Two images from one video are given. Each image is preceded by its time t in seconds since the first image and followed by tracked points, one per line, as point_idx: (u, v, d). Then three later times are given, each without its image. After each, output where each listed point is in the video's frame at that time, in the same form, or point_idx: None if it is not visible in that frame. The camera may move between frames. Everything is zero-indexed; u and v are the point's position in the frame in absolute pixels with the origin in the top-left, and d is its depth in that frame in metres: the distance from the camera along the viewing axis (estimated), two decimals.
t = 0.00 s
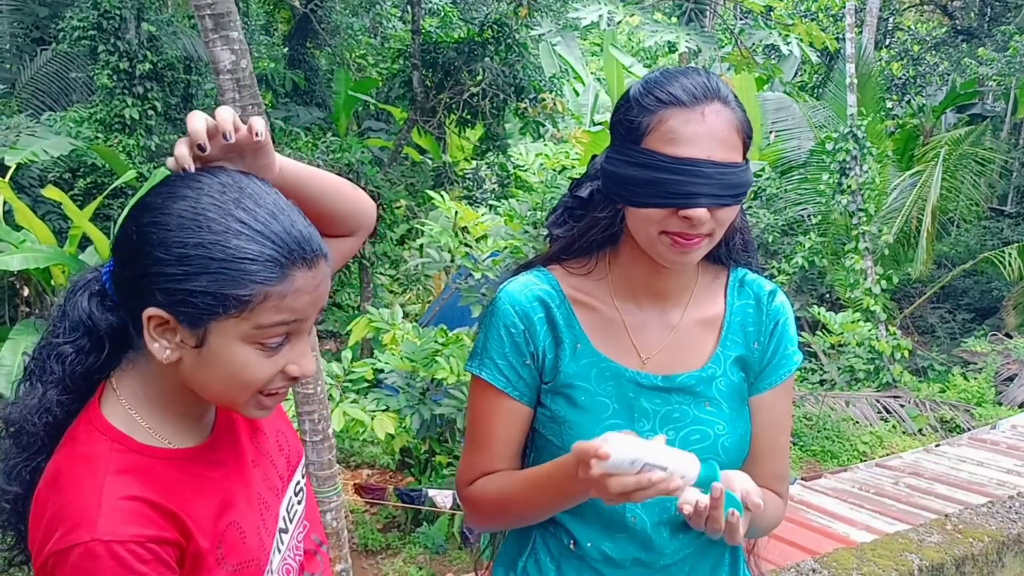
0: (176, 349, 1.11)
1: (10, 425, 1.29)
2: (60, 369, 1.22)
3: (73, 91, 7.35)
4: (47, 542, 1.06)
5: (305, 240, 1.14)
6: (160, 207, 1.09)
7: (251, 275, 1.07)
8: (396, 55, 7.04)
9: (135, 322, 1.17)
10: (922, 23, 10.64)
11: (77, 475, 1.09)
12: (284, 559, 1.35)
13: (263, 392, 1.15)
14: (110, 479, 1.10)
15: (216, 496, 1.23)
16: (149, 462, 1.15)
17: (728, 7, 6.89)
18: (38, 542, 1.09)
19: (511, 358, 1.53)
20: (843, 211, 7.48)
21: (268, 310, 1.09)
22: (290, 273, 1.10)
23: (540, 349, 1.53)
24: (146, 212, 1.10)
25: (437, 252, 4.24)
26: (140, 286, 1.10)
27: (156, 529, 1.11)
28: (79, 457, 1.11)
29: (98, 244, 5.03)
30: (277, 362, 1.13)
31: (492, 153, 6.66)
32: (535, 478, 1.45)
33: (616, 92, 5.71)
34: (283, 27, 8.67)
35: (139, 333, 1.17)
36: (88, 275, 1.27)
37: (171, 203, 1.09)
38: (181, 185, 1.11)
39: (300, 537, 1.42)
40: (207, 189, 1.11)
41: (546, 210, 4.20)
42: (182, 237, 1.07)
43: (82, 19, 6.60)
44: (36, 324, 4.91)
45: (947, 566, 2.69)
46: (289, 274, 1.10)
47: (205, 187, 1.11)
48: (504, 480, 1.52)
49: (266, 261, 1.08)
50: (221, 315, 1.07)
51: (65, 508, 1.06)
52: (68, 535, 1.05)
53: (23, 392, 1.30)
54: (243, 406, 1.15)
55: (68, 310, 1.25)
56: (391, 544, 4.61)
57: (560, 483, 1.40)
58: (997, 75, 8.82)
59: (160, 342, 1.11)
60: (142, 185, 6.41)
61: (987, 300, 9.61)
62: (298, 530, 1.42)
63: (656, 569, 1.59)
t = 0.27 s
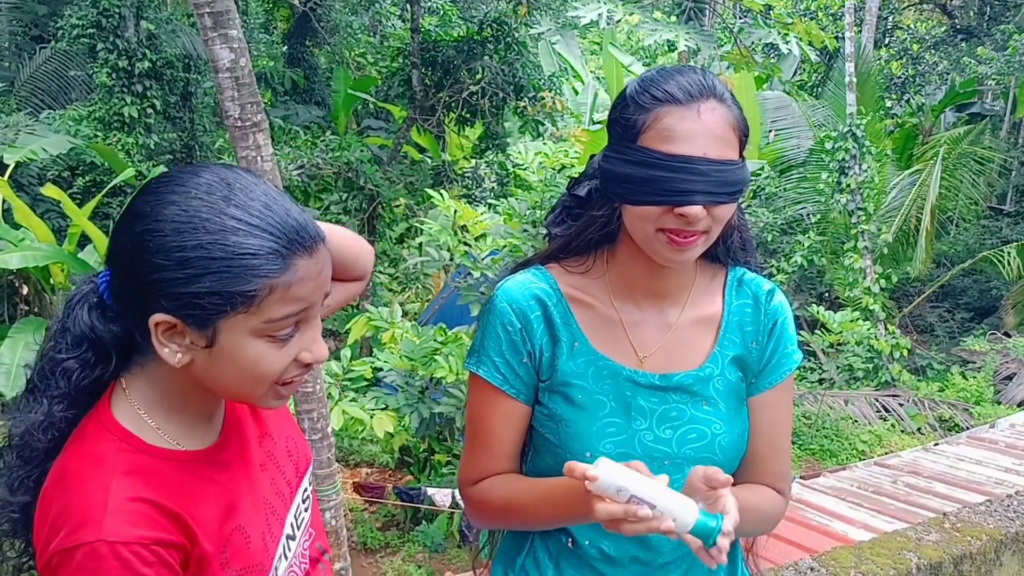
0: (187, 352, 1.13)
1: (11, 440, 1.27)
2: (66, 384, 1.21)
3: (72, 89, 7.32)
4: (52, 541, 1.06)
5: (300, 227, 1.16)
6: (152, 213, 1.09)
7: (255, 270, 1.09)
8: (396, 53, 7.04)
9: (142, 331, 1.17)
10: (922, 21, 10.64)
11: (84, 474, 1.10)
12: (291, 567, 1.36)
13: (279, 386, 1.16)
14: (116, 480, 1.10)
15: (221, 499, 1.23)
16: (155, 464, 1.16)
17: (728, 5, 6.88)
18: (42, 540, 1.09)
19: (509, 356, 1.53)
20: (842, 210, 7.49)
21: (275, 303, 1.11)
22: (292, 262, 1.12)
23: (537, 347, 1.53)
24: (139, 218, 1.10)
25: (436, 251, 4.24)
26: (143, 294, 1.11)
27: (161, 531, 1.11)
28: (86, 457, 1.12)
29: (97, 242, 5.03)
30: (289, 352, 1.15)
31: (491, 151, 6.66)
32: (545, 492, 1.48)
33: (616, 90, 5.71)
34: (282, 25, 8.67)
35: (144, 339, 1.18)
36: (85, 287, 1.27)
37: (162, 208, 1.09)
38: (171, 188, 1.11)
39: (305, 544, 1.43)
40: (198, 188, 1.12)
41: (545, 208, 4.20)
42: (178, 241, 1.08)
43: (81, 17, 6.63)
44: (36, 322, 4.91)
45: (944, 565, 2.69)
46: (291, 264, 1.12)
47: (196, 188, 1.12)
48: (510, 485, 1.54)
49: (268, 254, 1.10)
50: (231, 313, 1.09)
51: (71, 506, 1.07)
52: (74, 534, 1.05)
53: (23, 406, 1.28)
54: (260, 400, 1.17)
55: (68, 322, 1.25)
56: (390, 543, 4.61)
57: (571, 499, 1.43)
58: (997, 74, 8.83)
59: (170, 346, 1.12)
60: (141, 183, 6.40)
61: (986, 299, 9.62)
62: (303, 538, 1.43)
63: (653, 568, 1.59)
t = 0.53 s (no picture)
0: (210, 335, 1.16)
1: (19, 451, 1.25)
2: (83, 388, 1.21)
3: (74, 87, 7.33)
4: (68, 529, 1.08)
5: (308, 201, 1.22)
6: (164, 201, 1.12)
7: (273, 241, 1.14)
8: (396, 51, 7.04)
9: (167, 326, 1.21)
10: (923, 18, 10.62)
11: (101, 463, 1.12)
12: (297, 570, 1.36)
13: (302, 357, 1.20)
14: (134, 468, 1.12)
15: (237, 491, 1.25)
16: (171, 456, 1.17)
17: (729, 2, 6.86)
18: (57, 528, 1.10)
19: (510, 351, 1.53)
20: (844, 207, 7.50)
21: (297, 275, 1.16)
22: (306, 231, 1.17)
23: (538, 342, 1.53)
24: (150, 208, 1.13)
25: (437, 249, 4.24)
26: (163, 283, 1.14)
27: (177, 520, 1.13)
28: (104, 447, 1.14)
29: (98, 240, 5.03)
30: (310, 323, 1.19)
31: (492, 149, 6.67)
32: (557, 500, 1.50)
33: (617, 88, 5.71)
34: (283, 23, 8.67)
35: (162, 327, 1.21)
36: (83, 292, 1.27)
37: (174, 194, 1.13)
38: (179, 176, 1.14)
39: (313, 550, 1.43)
40: (207, 174, 1.15)
41: (545, 206, 4.19)
42: (195, 224, 1.11)
43: (81, 15, 6.65)
44: (38, 321, 4.91)
45: (946, 562, 2.69)
46: (306, 234, 1.17)
47: (204, 174, 1.15)
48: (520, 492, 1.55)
49: (285, 226, 1.15)
50: (254, 288, 1.13)
51: (87, 494, 1.08)
52: (89, 522, 1.07)
53: (28, 418, 1.26)
54: (285, 376, 1.20)
55: (73, 327, 1.25)
56: (391, 540, 4.60)
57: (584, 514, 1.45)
58: (998, 71, 8.83)
59: (193, 331, 1.15)
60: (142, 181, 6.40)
61: (988, 296, 9.60)
62: (311, 542, 1.42)
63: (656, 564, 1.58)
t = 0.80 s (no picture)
0: (218, 318, 1.17)
1: (28, 435, 1.25)
2: (93, 371, 1.20)
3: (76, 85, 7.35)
4: (81, 508, 1.07)
5: (312, 187, 1.23)
6: (173, 186, 1.14)
7: (280, 226, 1.15)
8: (399, 49, 7.04)
9: (179, 309, 1.21)
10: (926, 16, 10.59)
11: (115, 443, 1.11)
12: (297, 565, 1.34)
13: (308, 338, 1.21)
14: (149, 449, 1.12)
15: (246, 478, 1.25)
16: (184, 439, 1.18)
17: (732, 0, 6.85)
18: (68, 509, 1.09)
19: (510, 349, 1.52)
20: (847, 206, 7.49)
21: (303, 260, 1.18)
22: (312, 216, 1.19)
23: (540, 341, 1.53)
24: (159, 194, 1.14)
25: (440, 247, 4.24)
26: (173, 268, 1.15)
27: (191, 501, 1.13)
28: (119, 427, 1.14)
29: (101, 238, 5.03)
30: (315, 307, 1.20)
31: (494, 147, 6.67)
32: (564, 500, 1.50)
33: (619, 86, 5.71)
34: (285, 21, 8.67)
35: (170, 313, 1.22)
36: (95, 279, 1.28)
37: (183, 178, 1.14)
38: (188, 163, 1.16)
39: (315, 546, 1.41)
40: (215, 161, 1.17)
41: (548, 204, 4.19)
42: (204, 210, 1.13)
43: (84, 14, 6.64)
44: (41, 318, 4.93)
45: (949, 561, 2.69)
46: (311, 220, 1.19)
47: (212, 161, 1.16)
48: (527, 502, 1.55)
49: (291, 211, 1.17)
50: (262, 272, 1.15)
51: (102, 474, 1.08)
52: (104, 500, 1.06)
53: (38, 400, 1.27)
54: (291, 359, 1.21)
55: (83, 315, 1.25)
56: (394, 538, 4.61)
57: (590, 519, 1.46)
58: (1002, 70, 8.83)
59: (202, 315, 1.17)
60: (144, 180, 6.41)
61: (991, 295, 9.59)
62: (313, 538, 1.41)
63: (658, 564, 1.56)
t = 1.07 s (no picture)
0: (213, 308, 1.17)
1: (25, 424, 1.27)
2: (89, 359, 1.22)
3: (79, 83, 7.36)
4: (82, 499, 1.08)
5: (310, 181, 1.23)
6: (173, 176, 1.14)
7: (277, 219, 1.16)
8: (401, 47, 7.04)
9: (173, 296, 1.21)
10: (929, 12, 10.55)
11: (114, 435, 1.12)
12: (296, 560, 1.34)
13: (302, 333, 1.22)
14: (149, 440, 1.13)
15: (244, 470, 1.25)
16: (184, 431, 1.18)
17: None
18: (68, 501, 1.10)
19: (515, 342, 1.52)
20: (849, 203, 7.48)
21: (300, 252, 1.18)
22: (310, 211, 1.19)
23: (544, 333, 1.53)
24: (158, 183, 1.15)
25: (442, 245, 4.24)
26: (170, 258, 1.16)
27: (191, 492, 1.14)
28: (120, 419, 1.14)
29: (104, 236, 5.04)
30: (309, 301, 1.20)
31: (496, 144, 6.69)
32: (563, 474, 1.45)
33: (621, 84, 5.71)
34: (288, 19, 8.65)
35: (165, 300, 1.22)
36: (91, 269, 1.28)
37: (183, 169, 1.15)
38: (189, 153, 1.16)
39: (313, 541, 1.42)
40: (216, 152, 1.17)
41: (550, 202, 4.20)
42: (202, 200, 1.13)
43: (86, 11, 6.63)
44: (44, 316, 4.94)
45: (951, 559, 2.69)
46: (309, 214, 1.19)
47: (212, 152, 1.17)
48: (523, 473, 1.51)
49: (289, 205, 1.17)
50: (259, 263, 1.15)
51: (102, 466, 1.08)
52: (104, 492, 1.06)
53: (35, 389, 1.28)
54: (285, 351, 1.22)
55: (79, 303, 1.26)
56: (396, 536, 4.61)
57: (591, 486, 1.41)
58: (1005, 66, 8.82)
59: (198, 304, 1.17)
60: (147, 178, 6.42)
61: (994, 292, 9.58)
62: (310, 534, 1.41)
63: (656, 559, 1.60)
